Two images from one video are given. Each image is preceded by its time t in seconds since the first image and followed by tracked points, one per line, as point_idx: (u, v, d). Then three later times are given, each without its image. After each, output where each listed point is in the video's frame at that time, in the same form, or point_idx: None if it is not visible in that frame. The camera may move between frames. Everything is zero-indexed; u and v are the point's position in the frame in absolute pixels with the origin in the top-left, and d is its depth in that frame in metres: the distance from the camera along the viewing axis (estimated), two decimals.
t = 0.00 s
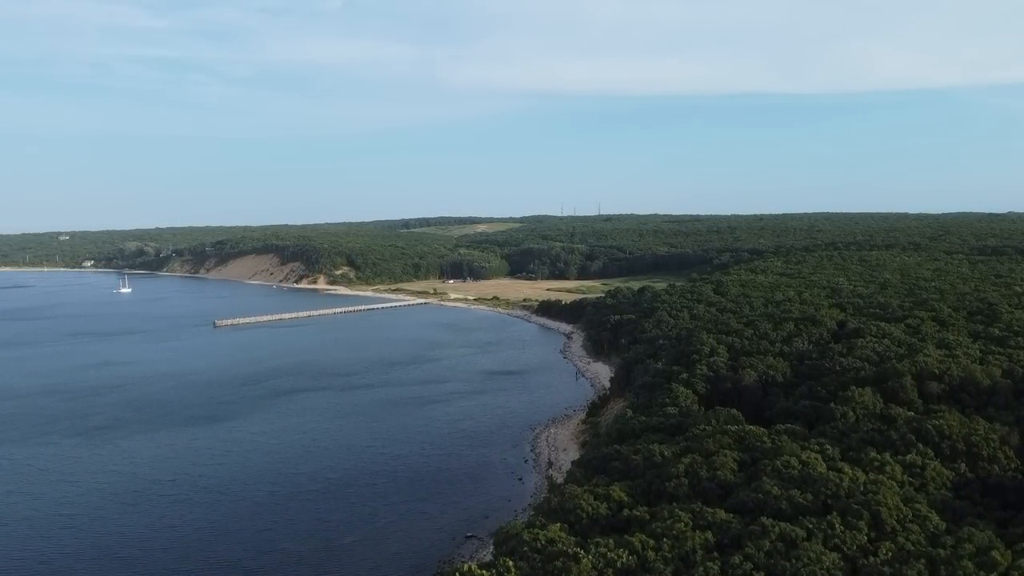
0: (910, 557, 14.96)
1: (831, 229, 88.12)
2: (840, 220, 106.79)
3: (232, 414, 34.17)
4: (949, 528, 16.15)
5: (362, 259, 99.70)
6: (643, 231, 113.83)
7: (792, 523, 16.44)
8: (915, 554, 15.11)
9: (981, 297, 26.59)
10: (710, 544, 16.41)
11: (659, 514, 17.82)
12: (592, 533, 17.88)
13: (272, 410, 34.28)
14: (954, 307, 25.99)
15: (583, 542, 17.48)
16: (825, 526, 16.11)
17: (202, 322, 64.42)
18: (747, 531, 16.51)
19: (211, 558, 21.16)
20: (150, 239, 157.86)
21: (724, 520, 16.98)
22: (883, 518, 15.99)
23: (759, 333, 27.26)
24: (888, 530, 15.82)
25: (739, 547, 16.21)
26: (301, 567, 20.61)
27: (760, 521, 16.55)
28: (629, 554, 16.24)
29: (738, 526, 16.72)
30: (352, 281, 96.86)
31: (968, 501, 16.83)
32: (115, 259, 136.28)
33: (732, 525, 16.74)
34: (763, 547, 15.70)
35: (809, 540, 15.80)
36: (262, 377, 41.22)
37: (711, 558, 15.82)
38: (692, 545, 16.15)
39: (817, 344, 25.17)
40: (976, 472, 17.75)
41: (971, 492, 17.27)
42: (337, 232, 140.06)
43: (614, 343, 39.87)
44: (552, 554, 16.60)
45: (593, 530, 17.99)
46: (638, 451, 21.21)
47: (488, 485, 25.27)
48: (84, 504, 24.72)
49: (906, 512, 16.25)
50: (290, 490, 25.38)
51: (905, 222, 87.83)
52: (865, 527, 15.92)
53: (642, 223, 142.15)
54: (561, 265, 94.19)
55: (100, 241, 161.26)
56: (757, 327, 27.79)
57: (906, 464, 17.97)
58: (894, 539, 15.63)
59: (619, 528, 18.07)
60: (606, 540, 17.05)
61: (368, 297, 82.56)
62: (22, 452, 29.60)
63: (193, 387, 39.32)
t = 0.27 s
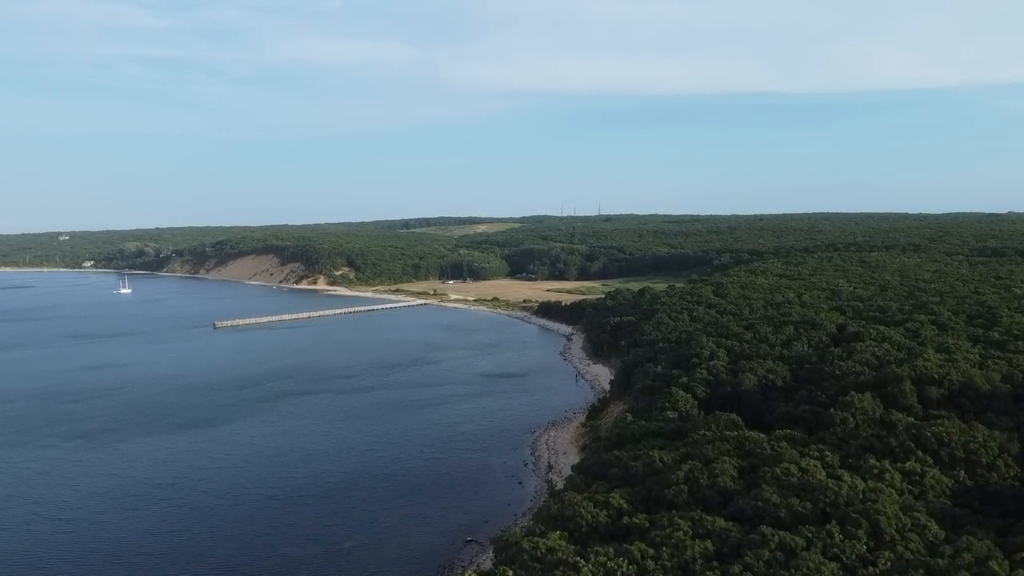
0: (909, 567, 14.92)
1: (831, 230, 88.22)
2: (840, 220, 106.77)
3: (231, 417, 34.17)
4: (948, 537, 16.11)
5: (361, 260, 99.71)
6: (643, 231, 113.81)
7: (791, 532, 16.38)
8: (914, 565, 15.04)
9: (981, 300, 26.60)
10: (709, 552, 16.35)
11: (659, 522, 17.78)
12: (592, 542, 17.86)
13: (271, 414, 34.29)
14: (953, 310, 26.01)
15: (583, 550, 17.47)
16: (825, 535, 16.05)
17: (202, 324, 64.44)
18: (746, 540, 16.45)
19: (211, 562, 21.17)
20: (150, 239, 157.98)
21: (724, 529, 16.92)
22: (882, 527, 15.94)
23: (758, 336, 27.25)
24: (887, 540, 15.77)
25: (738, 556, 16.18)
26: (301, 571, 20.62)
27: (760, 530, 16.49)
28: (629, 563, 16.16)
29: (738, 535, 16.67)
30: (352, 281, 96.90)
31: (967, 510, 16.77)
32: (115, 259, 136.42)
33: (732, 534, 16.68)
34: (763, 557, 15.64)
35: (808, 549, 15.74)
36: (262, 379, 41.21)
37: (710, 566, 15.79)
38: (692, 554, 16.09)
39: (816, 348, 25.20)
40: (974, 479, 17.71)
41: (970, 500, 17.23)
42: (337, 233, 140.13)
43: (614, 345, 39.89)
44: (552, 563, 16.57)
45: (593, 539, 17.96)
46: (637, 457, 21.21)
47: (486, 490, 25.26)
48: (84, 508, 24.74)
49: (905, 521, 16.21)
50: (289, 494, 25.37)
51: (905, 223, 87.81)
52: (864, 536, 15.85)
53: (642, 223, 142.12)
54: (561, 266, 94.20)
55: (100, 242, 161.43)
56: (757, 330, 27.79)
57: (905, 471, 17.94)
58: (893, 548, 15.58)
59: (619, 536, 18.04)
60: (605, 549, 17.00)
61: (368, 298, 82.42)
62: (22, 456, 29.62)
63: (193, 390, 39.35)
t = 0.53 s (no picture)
0: None
1: (831, 230, 88.34)
2: (840, 220, 106.78)
3: (232, 420, 34.21)
4: (947, 546, 16.09)
5: (361, 260, 99.81)
6: (643, 232, 113.80)
7: (791, 540, 16.37)
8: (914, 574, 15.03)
9: (981, 303, 26.54)
10: (709, 561, 16.34)
11: (659, 530, 17.75)
12: (591, 550, 17.84)
13: (271, 416, 34.35)
14: (953, 314, 26.01)
15: (583, 559, 17.46)
16: (824, 543, 16.03)
17: (202, 325, 64.47)
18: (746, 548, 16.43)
19: (211, 567, 21.20)
20: (150, 239, 157.97)
21: (724, 537, 16.91)
22: (881, 537, 15.93)
23: (758, 340, 27.24)
24: (886, 549, 15.76)
25: (739, 564, 16.15)
26: None
27: (759, 538, 16.48)
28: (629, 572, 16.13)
29: (738, 543, 16.66)
30: (352, 282, 96.96)
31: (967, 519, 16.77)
32: (115, 259, 136.47)
33: (731, 542, 16.67)
34: (762, 566, 15.62)
35: (808, 558, 15.72)
36: (262, 381, 41.25)
37: None
38: (691, 564, 16.08)
39: (816, 352, 25.18)
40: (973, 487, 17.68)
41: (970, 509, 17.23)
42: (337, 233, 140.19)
43: (614, 347, 39.94)
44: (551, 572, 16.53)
45: (594, 547, 17.94)
46: (637, 463, 21.17)
47: (485, 494, 25.24)
48: (84, 512, 24.78)
49: (904, 530, 16.21)
50: (290, 498, 25.40)
51: (904, 223, 87.80)
52: (863, 545, 15.83)
53: (642, 224, 142.12)
54: (560, 266, 94.27)
55: (100, 242, 161.47)
56: (757, 334, 27.77)
57: (904, 479, 17.91)
58: (893, 558, 15.59)
59: (618, 544, 18.02)
60: (605, 557, 16.97)
61: (368, 299, 82.47)
62: (22, 459, 29.64)
63: (192, 392, 39.39)
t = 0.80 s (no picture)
0: None
1: (832, 231, 88.20)
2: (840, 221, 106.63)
3: (232, 423, 34.23)
4: (946, 555, 16.07)
5: (361, 261, 99.84)
6: (644, 232, 113.67)
7: (790, 549, 16.35)
8: None
9: (981, 306, 26.59)
10: (708, 570, 16.33)
11: (658, 538, 17.75)
12: (591, 558, 17.84)
13: (272, 420, 34.38)
14: (953, 317, 25.98)
15: (582, 567, 17.47)
16: (823, 552, 16.01)
17: (201, 326, 64.47)
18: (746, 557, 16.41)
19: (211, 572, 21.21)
20: (150, 239, 157.92)
21: (724, 545, 16.90)
22: (881, 545, 15.91)
23: (759, 343, 27.28)
24: (886, 557, 15.74)
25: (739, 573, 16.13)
26: None
27: (759, 547, 16.46)
28: None
29: (738, 551, 16.64)
30: (352, 283, 96.94)
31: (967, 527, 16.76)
32: (115, 260, 136.49)
33: (731, 551, 16.66)
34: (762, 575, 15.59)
35: (807, 568, 15.70)
36: (262, 384, 41.27)
37: None
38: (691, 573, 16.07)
39: (816, 356, 25.18)
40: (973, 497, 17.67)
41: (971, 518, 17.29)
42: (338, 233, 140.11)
43: (614, 349, 39.93)
44: None
45: (593, 555, 17.95)
46: (636, 470, 21.15)
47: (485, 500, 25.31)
48: (84, 516, 24.81)
49: (904, 539, 16.19)
50: (290, 502, 25.41)
51: (905, 224, 87.65)
52: (863, 554, 15.81)
53: (643, 224, 141.93)
54: (561, 267, 94.17)
55: (101, 242, 161.49)
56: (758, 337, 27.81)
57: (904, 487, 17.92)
58: (892, 567, 15.57)
59: (618, 552, 18.01)
60: (604, 565, 16.96)
61: (368, 300, 82.45)
62: (23, 462, 29.72)
63: (192, 395, 39.40)
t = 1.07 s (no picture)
0: None
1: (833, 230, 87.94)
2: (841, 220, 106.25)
3: (231, 426, 34.27)
4: (945, 564, 16.01)
5: (362, 261, 99.87)
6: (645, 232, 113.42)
7: (789, 558, 16.29)
8: None
9: (982, 308, 26.50)
10: None
11: (658, 547, 17.72)
12: (590, 567, 17.84)
13: (272, 422, 34.41)
14: (953, 321, 25.85)
15: None
16: (822, 561, 15.96)
17: (201, 328, 64.49)
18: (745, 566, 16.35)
19: None
20: (151, 240, 157.89)
21: (723, 554, 16.85)
22: (880, 554, 15.83)
23: (758, 347, 27.22)
24: (886, 566, 15.66)
25: None
26: None
27: (758, 556, 16.42)
28: None
29: (737, 560, 16.59)
30: (352, 283, 96.97)
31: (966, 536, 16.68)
32: (116, 260, 136.54)
33: (731, 560, 16.60)
34: None
35: None
36: (262, 387, 41.31)
37: None
38: None
39: (816, 360, 25.19)
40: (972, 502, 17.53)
41: (970, 522, 17.09)
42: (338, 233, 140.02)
43: (614, 351, 39.94)
44: None
45: (593, 563, 17.95)
46: (636, 477, 21.14)
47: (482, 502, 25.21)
48: (85, 520, 24.85)
49: (903, 548, 16.11)
50: (290, 506, 25.44)
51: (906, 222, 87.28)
52: (862, 563, 15.73)
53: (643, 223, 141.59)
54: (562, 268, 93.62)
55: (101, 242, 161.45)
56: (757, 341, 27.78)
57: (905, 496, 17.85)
58: None
59: (617, 560, 18.00)
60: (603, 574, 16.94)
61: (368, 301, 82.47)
62: (24, 465, 29.83)
63: (191, 397, 39.44)
